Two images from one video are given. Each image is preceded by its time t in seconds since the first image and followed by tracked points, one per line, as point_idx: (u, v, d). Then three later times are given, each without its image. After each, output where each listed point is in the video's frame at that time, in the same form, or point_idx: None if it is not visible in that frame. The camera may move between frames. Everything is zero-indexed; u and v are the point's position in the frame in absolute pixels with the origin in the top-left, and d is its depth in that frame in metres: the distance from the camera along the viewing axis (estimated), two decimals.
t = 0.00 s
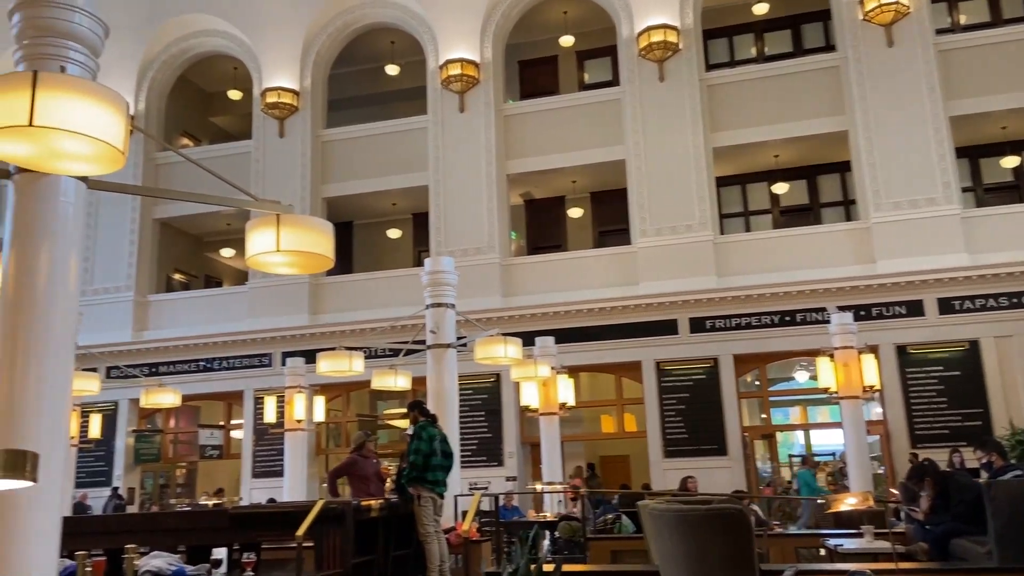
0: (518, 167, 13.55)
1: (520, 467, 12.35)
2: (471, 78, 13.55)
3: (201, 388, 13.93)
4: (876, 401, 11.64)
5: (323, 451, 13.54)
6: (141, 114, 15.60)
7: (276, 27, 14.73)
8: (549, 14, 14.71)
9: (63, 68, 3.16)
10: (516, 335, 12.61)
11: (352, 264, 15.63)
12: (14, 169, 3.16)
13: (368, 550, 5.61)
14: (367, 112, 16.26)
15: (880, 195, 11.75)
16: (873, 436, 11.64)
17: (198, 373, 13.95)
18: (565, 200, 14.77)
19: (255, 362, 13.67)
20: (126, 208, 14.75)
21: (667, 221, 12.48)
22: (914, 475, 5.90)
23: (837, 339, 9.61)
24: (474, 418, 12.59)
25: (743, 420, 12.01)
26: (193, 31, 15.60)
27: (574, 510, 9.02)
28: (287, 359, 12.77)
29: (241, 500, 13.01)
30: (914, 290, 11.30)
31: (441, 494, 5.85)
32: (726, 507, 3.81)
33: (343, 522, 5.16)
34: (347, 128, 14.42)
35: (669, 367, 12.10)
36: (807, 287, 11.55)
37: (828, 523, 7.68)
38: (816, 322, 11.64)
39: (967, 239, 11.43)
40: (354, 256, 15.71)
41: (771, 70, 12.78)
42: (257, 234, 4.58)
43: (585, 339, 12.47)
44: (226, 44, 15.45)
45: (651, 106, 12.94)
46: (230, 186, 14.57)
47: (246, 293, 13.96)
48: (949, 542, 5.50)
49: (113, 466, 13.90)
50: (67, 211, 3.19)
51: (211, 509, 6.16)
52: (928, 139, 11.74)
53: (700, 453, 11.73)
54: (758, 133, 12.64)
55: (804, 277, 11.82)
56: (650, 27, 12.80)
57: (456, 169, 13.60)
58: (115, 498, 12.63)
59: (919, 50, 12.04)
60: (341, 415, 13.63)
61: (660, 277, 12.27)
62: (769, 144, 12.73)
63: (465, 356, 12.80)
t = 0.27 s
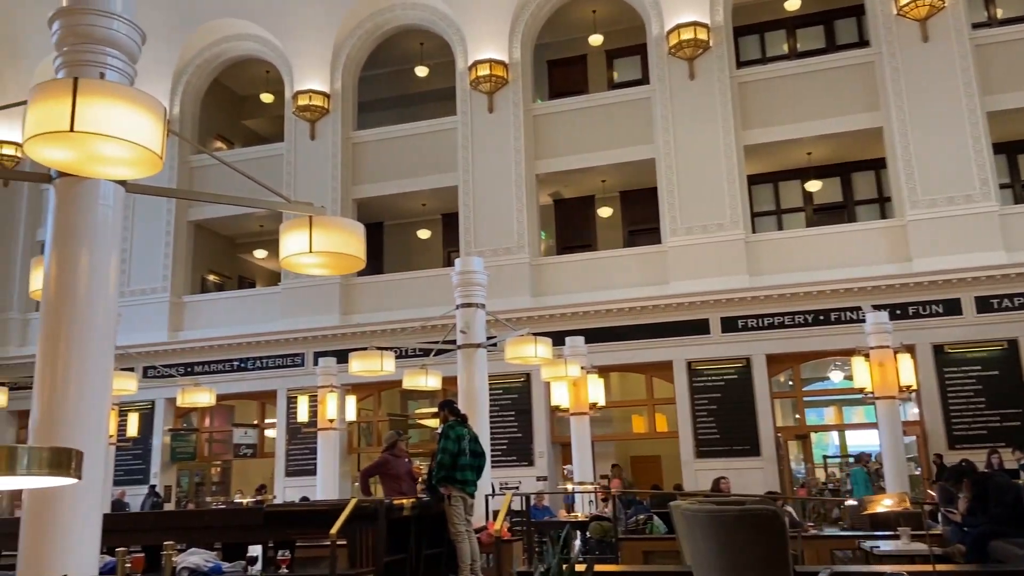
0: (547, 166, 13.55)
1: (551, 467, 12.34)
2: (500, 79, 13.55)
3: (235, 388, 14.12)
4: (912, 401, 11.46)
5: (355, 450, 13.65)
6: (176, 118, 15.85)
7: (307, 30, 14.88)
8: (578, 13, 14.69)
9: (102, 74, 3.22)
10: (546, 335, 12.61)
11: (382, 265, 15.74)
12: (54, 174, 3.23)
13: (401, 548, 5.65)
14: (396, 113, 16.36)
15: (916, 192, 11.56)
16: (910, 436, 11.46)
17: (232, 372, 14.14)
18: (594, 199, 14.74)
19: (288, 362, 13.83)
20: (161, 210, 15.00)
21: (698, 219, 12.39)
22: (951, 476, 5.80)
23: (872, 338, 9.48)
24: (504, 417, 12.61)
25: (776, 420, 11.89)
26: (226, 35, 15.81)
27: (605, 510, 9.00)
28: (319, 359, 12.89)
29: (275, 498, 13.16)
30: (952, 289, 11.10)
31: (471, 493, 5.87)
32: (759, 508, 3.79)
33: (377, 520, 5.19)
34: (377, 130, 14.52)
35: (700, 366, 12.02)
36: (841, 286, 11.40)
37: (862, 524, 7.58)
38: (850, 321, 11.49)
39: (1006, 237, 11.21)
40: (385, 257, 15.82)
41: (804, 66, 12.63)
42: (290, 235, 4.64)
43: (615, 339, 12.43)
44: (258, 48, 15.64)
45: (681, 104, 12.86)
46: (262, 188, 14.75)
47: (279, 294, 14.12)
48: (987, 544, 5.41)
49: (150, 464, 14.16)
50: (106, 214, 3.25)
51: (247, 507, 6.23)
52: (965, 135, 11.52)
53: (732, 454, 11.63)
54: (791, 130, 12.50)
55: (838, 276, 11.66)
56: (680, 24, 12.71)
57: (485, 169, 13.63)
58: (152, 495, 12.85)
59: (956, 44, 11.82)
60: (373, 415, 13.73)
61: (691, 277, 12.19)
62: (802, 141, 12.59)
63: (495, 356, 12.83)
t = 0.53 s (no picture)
0: (574, 167, 13.53)
1: (578, 468, 12.32)
2: (526, 79, 13.55)
3: (265, 388, 14.28)
4: (947, 402, 11.27)
5: (383, 450, 13.73)
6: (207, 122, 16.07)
7: (335, 33, 15.00)
8: (605, 13, 14.64)
9: (137, 79, 3.27)
10: (574, 335, 12.59)
11: (410, 266, 15.82)
12: (91, 177, 3.30)
13: (429, 548, 5.68)
14: (424, 115, 16.44)
15: (950, 190, 11.37)
16: (944, 438, 11.27)
17: (262, 372, 14.29)
18: (621, 199, 14.69)
19: (317, 363, 13.95)
20: (193, 213, 15.21)
21: (727, 219, 12.30)
22: (987, 478, 5.70)
23: (905, 338, 9.33)
24: (532, 418, 12.61)
25: (807, 421, 11.75)
26: (256, 39, 15.99)
27: (633, 511, 8.96)
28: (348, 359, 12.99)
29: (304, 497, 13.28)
30: (987, 288, 10.91)
31: (500, 493, 5.88)
32: (790, 510, 3.75)
33: (406, 519, 5.22)
34: (404, 131, 14.60)
35: (729, 367, 11.92)
36: (872, 285, 11.25)
37: (895, 527, 7.47)
38: (883, 322, 11.33)
39: None
40: (413, 258, 15.90)
41: (834, 63, 12.49)
42: (320, 237, 4.68)
43: (643, 340, 12.37)
44: (287, 52, 15.80)
45: (709, 103, 12.77)
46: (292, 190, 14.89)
47: (308, 295, 14.25)
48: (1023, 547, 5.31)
49: (182, 463, 14.37)
50: (140, 216, 3.31)
51: (277, 505, 6.30)
52: (1001, 131, 11.31)
53: (762, 455, 11.53)
54: (821, 128, 12.36)
55: (870, 275, 11.51)
56: (707, 23, 12.62)
57: (512, 170, 13.64)
58: (185, 494, 13.04)
59: (991, 40, 11.61)
60: (401, 415, 13.80)
61: (719, 277, 12.09)
62: (833, 139, 12.45)
63: (522, 357, 12.84)
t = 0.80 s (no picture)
0: (598, 167, 13.51)
1: (604, 469, 12.29)
2: (550, 80, 13.55)
3: (292, 388, 14.40)
4: (979, 404, 11.10)
5: (409, 450, 13.79)
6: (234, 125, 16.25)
7: (360, 36, 15.10)
8: (629, 13, 14.59)
9: (167, 84, 3.33)
10: (599, 336, 12.56)
11: (435, 267, 15.88)
12: (123, 181, 3.36)
13: (455, 548, 5.69)
14: (448, 116, 16.50)
15: (981, 188, 11.20)
16: (976, 440, 11.10)
17: (289, 373, 14.42)
18: (647, 199, 14.64)
19: (344, 364, 14.04)
20: (221, 215, 15.38)
21: (753, 219, 12.20)
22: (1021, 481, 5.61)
23: (936, 339, 9.20)
24: (557, 419, 12.60)
25: (835, 423, 11.63)
26: (282, 43, 16.14)
27: (659, 512, 8.92)
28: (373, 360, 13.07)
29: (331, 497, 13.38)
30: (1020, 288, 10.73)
31: (525, 494, 5.89)
32: (819, 511, 3.72)
33: (432, 519, 5.25)
34: (429, 133, 14.67)
35: (756, 368, 11.83)
36: (902, 285, 11.10)
37: (926, 529, 7.38)
38: (913, 322, 11.18)
39: None
40: (437, 259, 15.95)
41: (862, 61, 12.35)
42: (346, 239, 4.72)
43: (668, 340, 12.31)
44: (313, 55, 15.92)
45: (735, 102, 12.68)
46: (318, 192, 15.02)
47: (334, 296, 14.35)
48: None
49: (211, 462, 14.55)
50: (171, 219, 3.36)
51: (305, 505, 6.35)
52: None
53: (790, 457, 11.42)
54: (849, 127, 12.23)
55: (899, 275, 11.37)
56: (733, 21, 12.53)
57: (536, 171, 13.64)
58: (214, 493, 13.20)
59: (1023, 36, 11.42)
60: (426, 415, 13.85)
61: (746, 277, 12.00)
62: (861, 138, 12.31)
63: (547, 357, 12.84)
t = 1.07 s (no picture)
0: (621, 168, 13.48)
1: (627, 471, 12.25)
2: (572, 81, 13.54)
3: (316, 389, 14.49)
4: (1008, 406, 10.93)
5: (432, 451, 13.82)
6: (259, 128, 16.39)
7: (383, 39, 15.18)
8: (652, 13, 14.54)
9: (195, 89, 3.37)
10: (622, 338, 12.53)
11: (457, 268, 15.92)
12: (152, 185, 3.40)
13: (479, 549, 5.70)
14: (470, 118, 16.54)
15: (1010, 188, 11.05)
16: (1006, 444, 10.93)
17: (313, 374, 14.52)
18: (669, 200, 14.58)
19: (366, 365, 14.11)
20: (246, 218, 15.53)
21: (778, 219, 12.11)
22: None
23: (963, 340, 9.07)
24: (579, 421, 12.57)
25: (861, 425, 11.51)
26: (306, 46, 16.26)
27: (683, 515, 8.87)
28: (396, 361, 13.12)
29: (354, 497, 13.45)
30: None
31: (547, 496, 5.88)
32: (846, 515, 3.68)
33: (455, 520, 5.26)
34: (451, 135, 14.71)
35: (781, 370, 11.74)
36: (930, 286, 10.96)
37: (955, 534, 7.27)
38: (940, 324, 11.04)
39: None
40: (460, 261, 15.99)
41: (888, 60, 12.22)
42: (370, 242, 4.75)
43: (692, 342, 12.25)
44: (336, 58, 16.03)
45: (759, 102, 12.59)
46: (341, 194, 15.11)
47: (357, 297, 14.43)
48: None
49: (236, 462, 14.67)
50: (198, 223, 3.39)
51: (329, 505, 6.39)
52: None
53: (815, 460, 11.31)
54: (875, 126, 12.10)
55: (926, 276, 11.23)
56: (757, 21, 12.44)
57: (558, 172, 13.62)
58: (239, 493, 13.31)
59: None
60: (449, 417, 13.88)
61: (770, 278, 11.91)
62: (887, 137, 12.18)
63: (570, 359, 12.82)
